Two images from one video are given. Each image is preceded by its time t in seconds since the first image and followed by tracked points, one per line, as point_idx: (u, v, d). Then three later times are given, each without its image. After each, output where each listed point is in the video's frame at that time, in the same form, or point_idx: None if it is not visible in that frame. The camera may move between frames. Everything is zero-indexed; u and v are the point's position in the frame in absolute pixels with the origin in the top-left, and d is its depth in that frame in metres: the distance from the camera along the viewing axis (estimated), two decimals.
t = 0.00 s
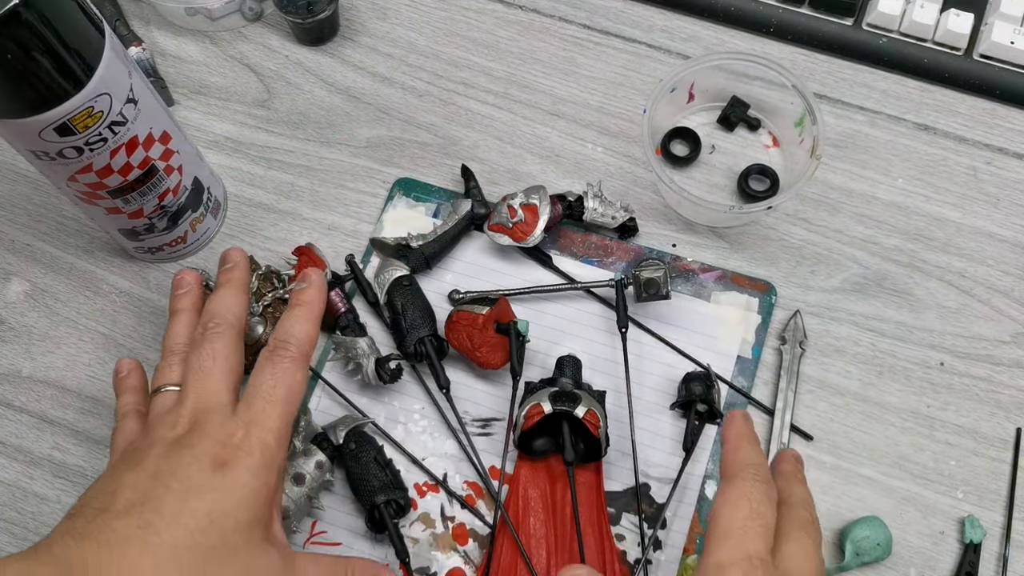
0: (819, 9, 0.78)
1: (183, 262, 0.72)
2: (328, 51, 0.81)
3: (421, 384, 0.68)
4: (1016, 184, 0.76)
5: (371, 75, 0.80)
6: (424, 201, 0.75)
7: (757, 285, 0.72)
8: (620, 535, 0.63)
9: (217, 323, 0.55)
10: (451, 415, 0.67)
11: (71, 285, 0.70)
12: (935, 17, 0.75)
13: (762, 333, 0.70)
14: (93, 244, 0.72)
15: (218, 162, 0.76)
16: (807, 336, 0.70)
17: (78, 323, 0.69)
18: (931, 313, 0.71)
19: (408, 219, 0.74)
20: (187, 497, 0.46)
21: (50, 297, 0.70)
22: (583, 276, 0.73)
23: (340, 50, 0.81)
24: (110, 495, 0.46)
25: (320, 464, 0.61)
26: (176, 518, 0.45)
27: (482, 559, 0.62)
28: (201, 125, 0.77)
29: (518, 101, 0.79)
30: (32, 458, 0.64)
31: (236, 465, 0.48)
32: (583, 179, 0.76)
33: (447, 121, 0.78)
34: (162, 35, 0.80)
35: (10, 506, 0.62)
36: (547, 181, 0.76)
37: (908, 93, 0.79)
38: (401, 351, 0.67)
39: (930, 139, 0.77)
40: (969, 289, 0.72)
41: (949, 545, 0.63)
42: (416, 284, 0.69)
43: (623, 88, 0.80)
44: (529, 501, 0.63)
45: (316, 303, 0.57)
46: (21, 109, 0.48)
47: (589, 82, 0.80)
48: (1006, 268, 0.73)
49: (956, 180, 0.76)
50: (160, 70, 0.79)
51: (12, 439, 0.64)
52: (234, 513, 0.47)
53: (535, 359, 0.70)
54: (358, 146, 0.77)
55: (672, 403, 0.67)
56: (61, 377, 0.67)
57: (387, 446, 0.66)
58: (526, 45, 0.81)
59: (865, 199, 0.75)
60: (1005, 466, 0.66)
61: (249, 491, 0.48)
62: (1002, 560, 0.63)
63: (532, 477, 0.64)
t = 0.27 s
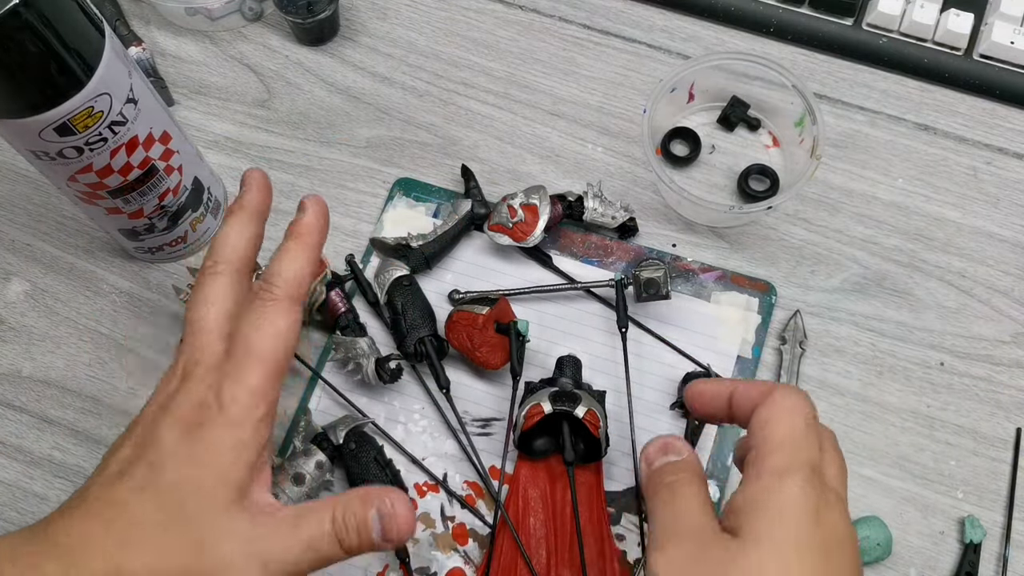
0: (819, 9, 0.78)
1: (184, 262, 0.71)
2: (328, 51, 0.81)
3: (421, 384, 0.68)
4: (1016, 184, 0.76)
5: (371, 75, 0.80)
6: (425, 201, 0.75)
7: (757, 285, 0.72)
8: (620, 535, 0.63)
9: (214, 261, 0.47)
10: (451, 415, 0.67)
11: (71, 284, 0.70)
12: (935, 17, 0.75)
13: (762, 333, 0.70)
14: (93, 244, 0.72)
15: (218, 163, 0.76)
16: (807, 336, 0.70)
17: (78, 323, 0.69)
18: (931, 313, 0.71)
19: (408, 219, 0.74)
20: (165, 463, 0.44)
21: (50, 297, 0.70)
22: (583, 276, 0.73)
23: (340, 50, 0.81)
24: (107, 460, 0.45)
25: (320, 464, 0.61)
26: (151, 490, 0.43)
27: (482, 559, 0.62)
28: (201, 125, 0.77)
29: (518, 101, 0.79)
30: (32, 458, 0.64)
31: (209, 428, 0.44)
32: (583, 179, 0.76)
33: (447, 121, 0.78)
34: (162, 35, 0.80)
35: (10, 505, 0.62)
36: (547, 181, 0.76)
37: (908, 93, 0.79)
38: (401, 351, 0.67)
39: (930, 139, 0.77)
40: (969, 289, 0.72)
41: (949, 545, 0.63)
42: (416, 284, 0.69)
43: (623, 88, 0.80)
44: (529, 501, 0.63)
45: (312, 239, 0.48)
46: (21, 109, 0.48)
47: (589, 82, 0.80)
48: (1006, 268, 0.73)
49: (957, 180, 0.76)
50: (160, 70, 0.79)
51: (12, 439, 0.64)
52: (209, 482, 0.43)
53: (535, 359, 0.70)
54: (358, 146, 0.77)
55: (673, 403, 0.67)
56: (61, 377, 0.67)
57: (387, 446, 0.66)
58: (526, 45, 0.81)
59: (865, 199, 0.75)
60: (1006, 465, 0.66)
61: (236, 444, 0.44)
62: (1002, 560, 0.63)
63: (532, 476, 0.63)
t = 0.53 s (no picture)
0: (819, 9, 0.78)
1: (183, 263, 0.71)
2: (328, 51, 0.81)
3: (421, 384, 0.68)
4: (1016, 183, 0.76)
5: (371, 75, 0.80)
6: (425, 201, 0.75)
7: (757, 285, 0.72)
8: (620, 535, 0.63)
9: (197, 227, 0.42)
10: (452, 415, 0.67)
11: (71, 284, 0.70)
12: (935, 17, 0.75)
13: (762, 332, 0.70)
14: (93, 244, 0.72)
15: (218, 163, 0.76)
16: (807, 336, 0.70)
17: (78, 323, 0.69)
18: (931, 313, 0.71)
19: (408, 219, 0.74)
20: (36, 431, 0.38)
21: (50, 297, 0.70)
22: (583, 276, 0.73)
23: (340, 50, 0.81)
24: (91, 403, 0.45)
25: (320, 464, 0.61)
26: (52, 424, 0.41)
27: (482, 559, 0.62)
28: (201, 124, 0.77)
29: (518, 101, 0.79)
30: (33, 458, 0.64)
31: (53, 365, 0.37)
32: (583, 179, 0.76)
33: (447, 121, 0.78)
34: (162, 35, 0.80)
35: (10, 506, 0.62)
36: (547, 181, 0.76)
37: (908, 93, 0.79)
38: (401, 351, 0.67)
39: (930, 139, 0.77)
40: (969, 289, 0.72)
41: (949, 545, 0.63)
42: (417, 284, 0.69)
43: (623, 88, 0.80)
44: (529, 501, 0.63)
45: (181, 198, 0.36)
46: (21, 109, 0.48)
47: (589, 82, 0.80)
48: (1006, 268, 0.73)
49: (957, 180, 0.76)
50: (160, 70, 0.79)
51: (12, 439, 0.64)
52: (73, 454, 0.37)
53: (535, 359, 0.70)
54: (358, 146, 0.77)
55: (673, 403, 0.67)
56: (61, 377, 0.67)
57: (387, 446, 0.66)
58: (526, 45, 0.81)
59: (865, 199, 0.75)
60: (1006, 466, 0.66)
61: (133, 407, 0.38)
62: (1002, 560, 0.63)
63: (532, 477, 0.63)
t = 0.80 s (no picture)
0: (819, 9, 0.78)
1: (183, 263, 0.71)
2: (328, 51, 0.81)
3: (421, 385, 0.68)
4: (1016, 183, 0.76)
5: (371, 75, 0.80)
6: (425, 201, 0.75)
7: (757, 285, 0.72)
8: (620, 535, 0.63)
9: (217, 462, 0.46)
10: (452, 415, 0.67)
11: (71, 284, 0.70)
12: (935, 17, 0.75)
13: (762, 333, 0.70)
14: (93, 244, 0.72)
15: (218, 163, 0.76)
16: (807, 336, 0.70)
17: (78, 323, 0.69)
18: (931, 313, 0.71)
19: (408, 219, 0.74)
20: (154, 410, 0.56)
21: (50, 297, 0.70)
22: (583, 276, 0.73)
23: (340, 50, 0.81)
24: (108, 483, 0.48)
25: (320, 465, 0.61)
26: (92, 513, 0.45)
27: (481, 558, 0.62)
28: (201, 125, 0.77)
29: (518, 101, 0.79)
30: (33, 458, 0.64)
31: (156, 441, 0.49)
32: (583, 179, 0.76)
33: (447, 121, 0.78)
34: (162, 35, 0.80)
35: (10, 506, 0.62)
36: (547, 181, 0.76)
37: (908, 93, 0.79)
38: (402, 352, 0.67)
39: (930, 139, 0.77)
40: (969, 289, 0.72)
41: (949, 545, 0.63)
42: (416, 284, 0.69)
43: (623, 88, 0.80)
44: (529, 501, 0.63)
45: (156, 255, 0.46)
46: (22, 109, 0.48)
47: (589, 82, 0.80)
48: (1006, 268, 0.73)
49: (956, 180, 0.76)
50: (160, 70, 0.79)
51: (12, 439, 0.64)
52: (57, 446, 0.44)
53: (535, 359, 0.70)
54: (358, 146, 0.77)
55: (672, 403, 0.67)
56: (61, 377, 0.67)
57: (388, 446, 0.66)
58: (526, 45, 0.81)
59: (865, 199, 0.75)
60: (1005, 466, 0.66)
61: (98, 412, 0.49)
62: (1002, 560, 0.63)
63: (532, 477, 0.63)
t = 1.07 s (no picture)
0: (819, 9, 0.78)
1: (183, 263, 0.72)
2: (328, 51, 0.81)
3: (421, 385, 0.68)
4: (1016, 183, 0.76)
5: (371, 75, 0.80)
6: (425, 201, 0.75)
7: (757, 285, 0.72)
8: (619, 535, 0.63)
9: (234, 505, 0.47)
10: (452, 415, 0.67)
11: (71, 284, 0.70)
12: (935, 17, 0.75)
13: (762, 332, 0.70)
14: (94, 244, 0.72)
15: (218, 162, 0.76)
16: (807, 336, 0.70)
17: (78, 323, 0.69)
18: (931, 313, 0.71)
19: (408, 219, 0.74)
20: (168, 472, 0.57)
21: (50, 297, 0.70)
22: (583, 276, 0.73)
23: (340, 50, 0.81)
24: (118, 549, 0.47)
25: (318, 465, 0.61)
26: None
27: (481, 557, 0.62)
28: (201, 125, 0.77)
29: (518, 101, 0.79)
30: (33, 458, 0.64)
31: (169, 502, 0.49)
32: (583, 179, 0.76)
33: (447, 121, 0.78)
34: (162, 35, 0.80)
35: (10, 506, 0.62)
36: (547, 181, 0.76)
37: (908, 93, 0.79)
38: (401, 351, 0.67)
39: (930, 139, 0.77)
40: (969, 289, 0.72)
41: (949, 545, 0.63)
42: (417, 284, 0.69)
43: (623, 88, 0.80)
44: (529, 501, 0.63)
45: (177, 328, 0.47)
46: (22, 109, 0.48)
47: (589, 82, 0.80)
48: (1006, 268, 0.73)
49: (957, 180, 0.76)
50: (160, 70, 0.79)
51: (12, 439, 0.64)
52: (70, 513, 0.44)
53: (535, 359, 0.70)
54: (358, 146, 0.77)
55: (672, 403, 0.67)
56: (61, 377, 0.67)
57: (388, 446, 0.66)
58: (526, 45, 0.81)
59: (865, 199, 0.75)
60: (1006, 466, 0.66)
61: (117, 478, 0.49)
62: (1002, 560, 0.63)
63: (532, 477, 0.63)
